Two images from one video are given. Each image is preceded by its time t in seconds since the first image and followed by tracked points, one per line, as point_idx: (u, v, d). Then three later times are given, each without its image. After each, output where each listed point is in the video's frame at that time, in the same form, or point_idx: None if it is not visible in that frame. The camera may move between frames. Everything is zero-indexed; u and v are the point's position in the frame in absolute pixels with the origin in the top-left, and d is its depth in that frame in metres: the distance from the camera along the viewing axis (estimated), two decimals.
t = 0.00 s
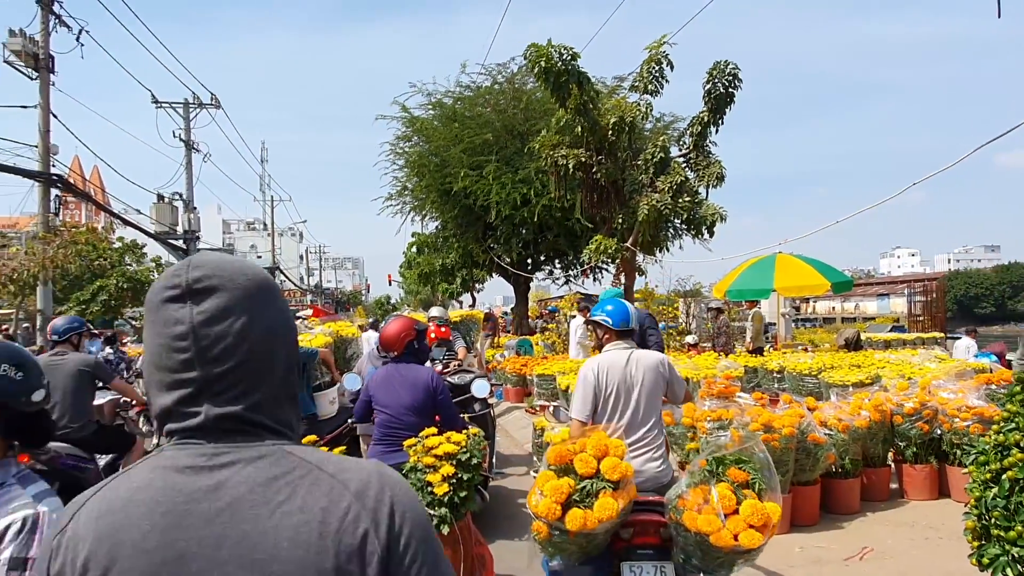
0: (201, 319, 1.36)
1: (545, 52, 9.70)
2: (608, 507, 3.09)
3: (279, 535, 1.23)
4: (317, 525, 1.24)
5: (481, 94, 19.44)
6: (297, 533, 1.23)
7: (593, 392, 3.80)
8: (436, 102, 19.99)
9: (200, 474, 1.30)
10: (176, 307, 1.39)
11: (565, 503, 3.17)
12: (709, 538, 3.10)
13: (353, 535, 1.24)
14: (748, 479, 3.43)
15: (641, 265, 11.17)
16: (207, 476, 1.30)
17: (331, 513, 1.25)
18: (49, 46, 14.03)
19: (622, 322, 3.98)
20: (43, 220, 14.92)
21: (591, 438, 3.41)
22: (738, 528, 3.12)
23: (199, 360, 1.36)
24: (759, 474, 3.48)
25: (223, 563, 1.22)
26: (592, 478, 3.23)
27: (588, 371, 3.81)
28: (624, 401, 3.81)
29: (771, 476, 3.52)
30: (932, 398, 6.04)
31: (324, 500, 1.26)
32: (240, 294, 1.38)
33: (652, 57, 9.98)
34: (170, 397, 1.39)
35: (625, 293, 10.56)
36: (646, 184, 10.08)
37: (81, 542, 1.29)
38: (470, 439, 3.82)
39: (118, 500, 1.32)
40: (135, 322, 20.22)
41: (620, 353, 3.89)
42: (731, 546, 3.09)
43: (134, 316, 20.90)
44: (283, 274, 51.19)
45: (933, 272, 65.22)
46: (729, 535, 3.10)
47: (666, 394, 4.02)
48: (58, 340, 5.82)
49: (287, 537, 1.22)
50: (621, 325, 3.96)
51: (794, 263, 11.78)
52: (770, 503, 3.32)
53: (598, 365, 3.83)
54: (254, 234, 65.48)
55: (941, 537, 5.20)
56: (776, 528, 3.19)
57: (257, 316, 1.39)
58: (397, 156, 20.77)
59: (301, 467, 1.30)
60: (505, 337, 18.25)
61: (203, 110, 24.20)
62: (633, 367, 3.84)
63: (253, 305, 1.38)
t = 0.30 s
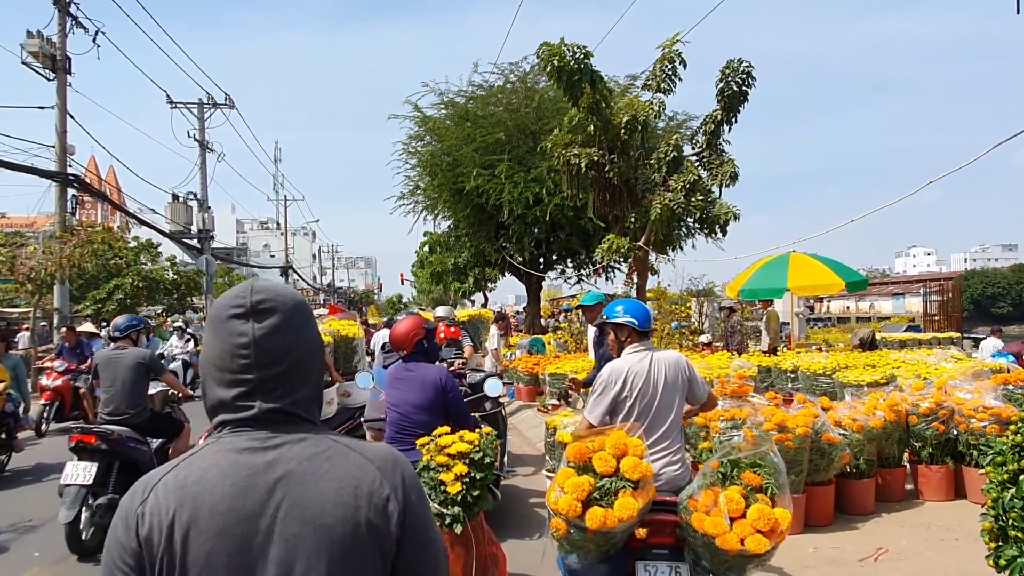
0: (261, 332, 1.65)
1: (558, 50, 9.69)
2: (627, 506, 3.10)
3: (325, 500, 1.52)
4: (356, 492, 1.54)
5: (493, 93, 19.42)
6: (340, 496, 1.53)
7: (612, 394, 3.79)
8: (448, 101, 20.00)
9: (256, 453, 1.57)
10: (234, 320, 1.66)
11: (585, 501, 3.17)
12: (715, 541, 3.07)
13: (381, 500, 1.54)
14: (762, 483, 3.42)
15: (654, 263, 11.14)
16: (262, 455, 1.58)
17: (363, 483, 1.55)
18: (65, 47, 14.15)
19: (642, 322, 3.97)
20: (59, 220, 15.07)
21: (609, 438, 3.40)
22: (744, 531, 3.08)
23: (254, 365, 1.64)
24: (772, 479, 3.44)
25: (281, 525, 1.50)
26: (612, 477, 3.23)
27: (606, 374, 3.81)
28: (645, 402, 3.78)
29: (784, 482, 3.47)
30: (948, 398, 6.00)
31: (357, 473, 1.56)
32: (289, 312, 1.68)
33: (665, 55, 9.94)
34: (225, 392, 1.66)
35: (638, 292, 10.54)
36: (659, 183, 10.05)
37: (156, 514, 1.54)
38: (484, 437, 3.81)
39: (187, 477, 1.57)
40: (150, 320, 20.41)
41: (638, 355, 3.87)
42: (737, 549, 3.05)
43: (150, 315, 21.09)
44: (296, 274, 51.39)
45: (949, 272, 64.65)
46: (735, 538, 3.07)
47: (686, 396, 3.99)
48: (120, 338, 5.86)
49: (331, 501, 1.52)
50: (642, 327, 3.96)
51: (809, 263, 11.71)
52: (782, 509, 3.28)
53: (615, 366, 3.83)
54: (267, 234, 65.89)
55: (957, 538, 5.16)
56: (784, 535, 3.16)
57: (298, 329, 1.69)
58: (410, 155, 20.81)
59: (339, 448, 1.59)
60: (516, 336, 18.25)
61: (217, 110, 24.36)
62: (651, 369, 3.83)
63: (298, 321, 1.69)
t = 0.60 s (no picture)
0: (239, 310, 1.88)
1: (566, 49, 9.68)
2: (637, 504, 3.09)
3: (300, 447, 1.80)
4: (324, 440, 1.83)
5: (500, 92, 19.38)
6: (314, 444, 1.81)
7: (618, 392, 3.80)
8: (456, 101, 20.00)
9: (240, 411, 1.81)
10: (214, 302, 1.88)
11: (594, 498, 3.17)
12: (730, 541, 3.07)
13: (346, 445, 1.84)
14: (775, 483, 3.41)
15: (662, 263, 11.12)
16: (244, 412, 1.82)
17: (331, 432, 1.84)
18: (76, 48, 14.24)
19: (651, 322, 3.97)
20: (70, 220, 15.15)
21: (619, 435, 3.40)
22: (760, 532, 3.08)
23: (231, 339, 1.88)
24: (786, 479, 3.43)
25: (265, 470, 1.77)
26: (622, 475, 3.22)
27: (612, 373, 3.82)
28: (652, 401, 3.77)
29: (799, 483, 3.46)
30: (959, 398, 5.98)
31: (325, 423, 1.85)
32: (260, 292, 1.92)
33: (673, 54, 9.92)
34: (208, 364, 1.88)
35: (645, 292, 10.53)
36: (667, 182, 10.03)
37: (152, 465, 1.75)
38: (492, 436, 3.81)
39: (178, 432, 1.79)
40: (159, 319, 20.53)
41: (646, 355, 3.86)
42: (753, 550, 3.05)
43: (159, 314, 21.21)
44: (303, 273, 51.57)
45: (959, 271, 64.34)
46: (751, 538, 3.06)
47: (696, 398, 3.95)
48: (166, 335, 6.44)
49: (305, 448, 1.80)
50: (651, 326, 3.95)
51: (818, 262, 11.67)
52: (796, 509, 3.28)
53: (622, 365, 3.84)
54: (275, 233, 66.14)
55: (967, 539, 5.13)
56: (801, 536, 3.15)
57: (268, 308, 1.93)
58: (417, 155, 20.84)
59: (307, 405, 1.87)
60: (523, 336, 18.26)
61: (226, 110, 24.46)
62: (659, 368, 3.82)
63: (270, 299, 1.92)
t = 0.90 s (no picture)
0: (237, 327, 2.03)
1: (571, 49, 9.66)
2: (643, 509, 3.09)
3: (294, 442, 1.99)
4: (315, 436, 2.02)
5: (506, 92, 19.34)
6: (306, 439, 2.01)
7: (618, 395, 3.83)
8: (462, 100, 19.98)
9: (241, 411, 1.99)
10: (215, 320, 2.03)
11: (600, 504, 3.17)
12: (735, 547, 3.06)
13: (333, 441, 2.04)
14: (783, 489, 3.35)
15: (667, 262, 11.10)
16: (244, 411, 1.99)
17: (320, 429, 2.04)
18: (83, 48, 14.28)
19: (658, 326, 3.94)
20: (76, 219, 15.19)
21: (627, 437, 3.39)
22: (766, 539, 3.07)
23: (229, 352, 2.02)
24: (793, 485, 3.40)
25: (264, 463, 1.96)
26: (629, 479, 3.22)
27: (612, 376, 3.85)
28: (652, 406, 3.76)
29: (806, 489, 3.42)
30: (965, 398, 5.96)
31: (315, 421, 2.04)
32: (255, 310, 2.06)
33: (678, 54, 9.90)
34: (209, 376, 2.03)
35: (650, 292, 10.52)
36: (672, 181, 10.02)
37: (164, 454, 1.93)
38: (497, 435, 3.81)
39: (184, 428, 1.97)
40: (165, 318, 20.62)
41: (649, 359, 3.86)
42: (759, 556, 3.04)
43: (166, 313, 21.30)
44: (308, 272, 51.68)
45: (966, 272, 64.08)
46: (756, 545, 3.05)
47: (702, 405, 3.90)
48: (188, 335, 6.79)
49: (298, 443, 1.99)
50: (657, 330, 3.92)
51: (824, 261, 11.64)
52: (803, 516, 3.23)
53: (624, 368, 3.85)
54: (280, 233, 66.29)
55: (973, 540, 5.11)
56: (807, 543, 3.12)
57: (261, 323, 2.08)
58: (422, 154, 20.85)
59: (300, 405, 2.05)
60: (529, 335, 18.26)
61: (232, 110, 24.53)
62: (661, 371, 3.80)
63: (265, 318, 2.08)
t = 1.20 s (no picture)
0: (239, 308, 2.41)
1: (575, 48, 9.65)
2: (652, 507, 3.09)
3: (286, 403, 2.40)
4: (300, 398, 2.44)
5: (509, 91, 19.29)
6: (294, 401, 2.42)
7: (624, 397, 3.83)
8: (465, 99, 19.95)
9: (244, 376, 2.36)
10: (217, 302, 2.40)
11: (610, 501, 3.16)
12: (737, 546, 3.05)
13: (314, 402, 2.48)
14: (787, 490, 3.34)
15: (670, 262, 11.09)
16: (245, 377, 2.37)
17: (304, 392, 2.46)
18: (87, 46, 14.31)
19: (668, 328, 3.91)
20: (81, 218, 15.22)
21: (634, 436, 3.38)
22: (767, 539, 3.05)
23: (232, 328, 2.40)
24: (797, 486, 3.38)
25: (263, 420, 2.33)
26: (637, 477, 3.21)
27: (620, 377, 3.85)
28: (659, 409, 3.75)
29: (809, 490, 3.39)
30: (969, 398, 5.94)
31: (301, 385, 2.46)
32: (251, 295, 2.45)
33: (682, 53, 9.89)
34: (212, 349, 2.40)
35: (653, 291, 10.51)
36: (675, 180, 10.00)
37: (180, 415, 2.25)
38: (498, 434, 3.80)
39: (195, 392, 2.30)
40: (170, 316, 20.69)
41: (658, 362, 3.84)
42: (760, 556, 3.02)
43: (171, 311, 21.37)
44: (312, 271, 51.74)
45: (970, 271, 63.87)
46: (758, 545, 3.03)
47: (710, 410, 3.88)
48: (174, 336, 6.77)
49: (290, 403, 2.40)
50: (666, 332, 3.90)
51: (828, 261, 11.62)
52: (806, 516, 3.21)
53: (632, 370, 3.85)
54: (284, 232, 66.37)
55: (977, 540, 5.09)
56: (810, 543, 3.09)
57: (256, 306, 2.46)
58: (426, 153, 20.84)
59: (288, 372, 2.46)
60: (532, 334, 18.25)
61: (236, 109, 24.57)
62: (670, 375, 3.79)
63: (260, 299, 2.46)
